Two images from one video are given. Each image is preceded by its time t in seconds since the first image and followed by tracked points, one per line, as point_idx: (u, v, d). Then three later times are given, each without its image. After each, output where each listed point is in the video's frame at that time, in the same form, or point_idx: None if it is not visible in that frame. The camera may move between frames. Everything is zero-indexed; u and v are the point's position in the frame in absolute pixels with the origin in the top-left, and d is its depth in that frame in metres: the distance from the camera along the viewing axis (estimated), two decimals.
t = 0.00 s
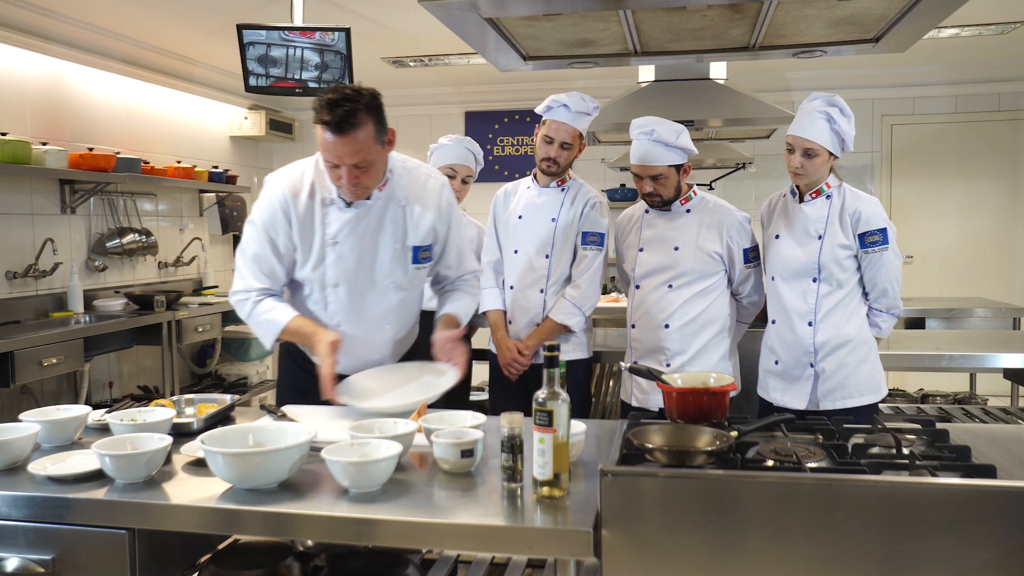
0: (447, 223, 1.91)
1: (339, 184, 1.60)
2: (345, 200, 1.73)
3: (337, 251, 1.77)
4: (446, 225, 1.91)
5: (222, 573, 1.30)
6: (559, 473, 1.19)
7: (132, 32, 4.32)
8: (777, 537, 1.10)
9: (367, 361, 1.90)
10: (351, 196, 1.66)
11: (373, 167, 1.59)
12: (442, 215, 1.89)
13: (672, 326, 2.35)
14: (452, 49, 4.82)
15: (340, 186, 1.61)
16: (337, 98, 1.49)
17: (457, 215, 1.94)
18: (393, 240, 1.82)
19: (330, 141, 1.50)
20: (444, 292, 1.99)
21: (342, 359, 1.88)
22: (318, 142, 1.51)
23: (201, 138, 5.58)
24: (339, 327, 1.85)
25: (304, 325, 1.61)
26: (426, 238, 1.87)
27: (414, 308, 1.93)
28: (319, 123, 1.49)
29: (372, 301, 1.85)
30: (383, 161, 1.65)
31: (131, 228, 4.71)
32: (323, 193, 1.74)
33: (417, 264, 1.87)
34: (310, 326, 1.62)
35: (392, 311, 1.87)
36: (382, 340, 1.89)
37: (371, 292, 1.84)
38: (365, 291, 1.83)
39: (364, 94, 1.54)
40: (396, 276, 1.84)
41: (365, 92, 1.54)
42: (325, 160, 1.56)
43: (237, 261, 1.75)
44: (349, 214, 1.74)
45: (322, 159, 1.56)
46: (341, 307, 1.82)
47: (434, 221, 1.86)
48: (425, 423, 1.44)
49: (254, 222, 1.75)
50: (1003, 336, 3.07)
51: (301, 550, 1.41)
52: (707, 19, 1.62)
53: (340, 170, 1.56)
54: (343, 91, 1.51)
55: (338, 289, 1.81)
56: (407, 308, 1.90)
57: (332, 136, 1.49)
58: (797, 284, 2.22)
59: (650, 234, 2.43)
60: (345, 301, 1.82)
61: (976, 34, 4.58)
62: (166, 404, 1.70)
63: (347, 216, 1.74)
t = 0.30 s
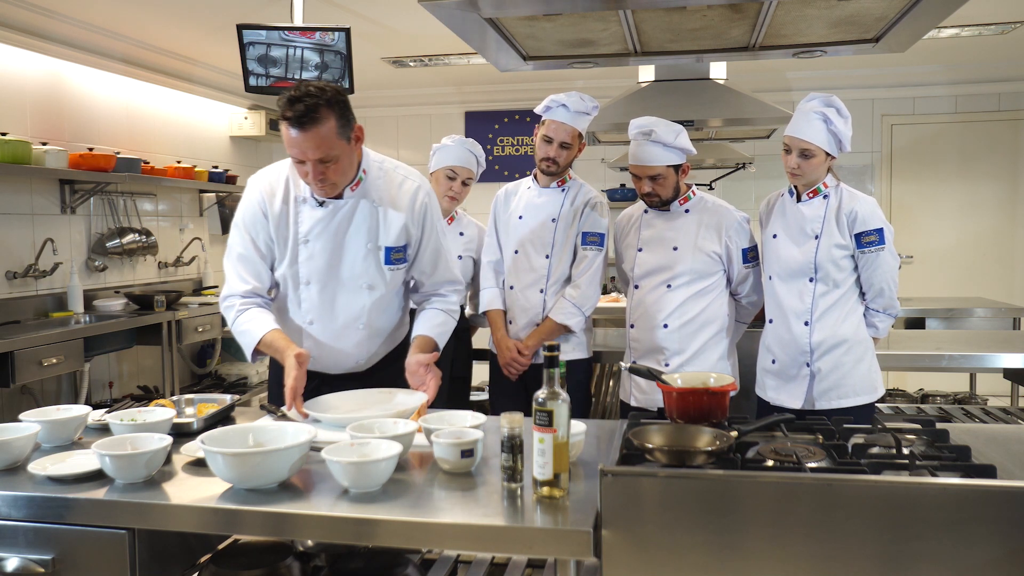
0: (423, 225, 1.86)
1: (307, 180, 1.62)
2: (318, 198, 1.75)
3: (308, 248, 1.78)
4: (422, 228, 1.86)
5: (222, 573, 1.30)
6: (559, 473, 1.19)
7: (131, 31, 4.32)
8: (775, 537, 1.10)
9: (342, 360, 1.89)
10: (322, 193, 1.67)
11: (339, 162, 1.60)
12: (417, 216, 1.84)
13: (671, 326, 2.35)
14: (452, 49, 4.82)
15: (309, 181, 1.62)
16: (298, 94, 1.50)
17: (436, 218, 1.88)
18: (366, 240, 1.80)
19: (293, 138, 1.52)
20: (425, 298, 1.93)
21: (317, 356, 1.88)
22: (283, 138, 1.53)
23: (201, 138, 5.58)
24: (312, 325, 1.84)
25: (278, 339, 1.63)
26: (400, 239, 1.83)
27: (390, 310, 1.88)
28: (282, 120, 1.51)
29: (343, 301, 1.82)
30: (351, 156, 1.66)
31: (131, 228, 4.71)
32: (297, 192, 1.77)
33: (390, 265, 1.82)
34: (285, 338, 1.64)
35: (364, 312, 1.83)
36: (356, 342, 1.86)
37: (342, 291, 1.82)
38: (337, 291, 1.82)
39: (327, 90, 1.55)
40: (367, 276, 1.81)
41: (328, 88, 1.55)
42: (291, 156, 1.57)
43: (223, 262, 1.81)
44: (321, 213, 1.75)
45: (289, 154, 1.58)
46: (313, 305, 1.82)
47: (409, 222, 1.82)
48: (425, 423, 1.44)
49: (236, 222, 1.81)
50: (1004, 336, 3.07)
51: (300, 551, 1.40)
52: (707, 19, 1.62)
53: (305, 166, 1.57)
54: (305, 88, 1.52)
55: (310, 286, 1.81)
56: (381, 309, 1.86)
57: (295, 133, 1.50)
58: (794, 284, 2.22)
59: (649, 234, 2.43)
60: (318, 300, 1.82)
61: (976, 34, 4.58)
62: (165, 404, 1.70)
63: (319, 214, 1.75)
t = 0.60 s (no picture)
0: (424, 221, 1.87)
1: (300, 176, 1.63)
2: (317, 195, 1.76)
3: (308, 245, 1.78)
4: (422, 223, 1.86)
5: (222, 573, 1.30)
6: (559, 473, 1.19)
7: (131, 31, 4.32)
8: (774, 537, 1.11)
9: (346, 360, 1.87)
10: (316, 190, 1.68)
11: (330, 159, 1.60)
12: (417, 212, 1.85)
13: (670, 325, 2.35)
14: (452, 49, 4.82)
15: (301, 178, 1.63)
16: (287, 91, 1.51)
17: (437, 213, 1.88)
18: (365, 236, 1.80)
19: (283, 135, 1.52)
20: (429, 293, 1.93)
21: (320, 356, 1.87)
22: (274, 135, 1.53)
23: (201, 138, 5.58)
24: (315, 323, 1.84)
25: (267, 338, 1.67)
26: (400, 234, 1.83)
27: (393, 307, 1.88)
28: (273, 116, 1.52)
29: (344, 298, 1.82)
30: (344, 154, 1.66)
31: (131, 228, 4.71)
32: (297, 190, 1.79)
33: (391, 261, 1.82)
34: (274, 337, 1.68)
35: (366, 309, 1.83)
36: (359, 340, 1.85)
37: (343, 288, 1.82)
38: (338, 288, 1.81)
39: (318, 87, 1.55)
40: (368, 272, 1.81)
41: (319, 85, 1.56)
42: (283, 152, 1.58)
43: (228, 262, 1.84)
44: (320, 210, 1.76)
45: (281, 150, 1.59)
46: (315, 303, 1.82)
47: (408, 216, 1.82)
48: (425, 423, 1.44)
49: (240, 223, 1.84)
50: (1004, 336, 3.07)
51: (301, 550, 1.40)
52: (707, 19, 1.62)
53: (296, 162, 1.57)
54: (295, 85, 1.52)
55: (311, 283, 1.81)
56: (383, 306, 1.85)
57: (285, 130, 1.51)
58: (792, 284, 2.22)
59: (648, 234, 2.43)
60: (320, 297, 1.82)
61: (976, 34, 4.58)
62: (165, 404, 1.70)
63: (317, 211, 1.76)
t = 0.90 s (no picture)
0: (432, 216, 1.85)
1: (306, 172, 1.63)
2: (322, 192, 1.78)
3: (311, 243, 1.81)
4: (430, 219, 1.84)
5: (223, 573, 1.30)
6: (559, 473, 1.19)
7: (131, 31, 4.32)
8: (774, 537, 1.11)
9: (352, 359, 1.85)
10: (321, 185, 1.68)
11: (336, 151, 1.60)
12: (423, 208, 1.83)
13: (670, 325, 2.35)
14: (452, 49, 4.82)
15: (307, 174, 1.63)
16: (291, 86, 1.51)
17: (447, 209, 1.86)
18: (369, 232, 1.80)
19: (289, 129, 1.52)
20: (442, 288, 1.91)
21: (327, 354, 1.85)
22: (279, 130, 1.53)
23: (201, 138, 5.58)
24: (320, 321, 1.84)
25: (274, 344, 1.71)
26: (405, 231, 1.82)
27: (400, 305, 1.86)
28: (277, 111, 1.52)
29: (348, 295, 1.82)
30: (348, 147, 1.67)
31: (131, 228, 4.71)
32: (302, 189, 1.82)
33: (395, 258, 1.82)
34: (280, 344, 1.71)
35: (370, 306, 1.81)
36: (363, 338, 1.83)
37: (347, 285, 1.81)
38: (341, 286, 1.82)
39: (319, 81, 1.55)
40: (372, 269, 1.81)
41: (321, 79, 1.56)
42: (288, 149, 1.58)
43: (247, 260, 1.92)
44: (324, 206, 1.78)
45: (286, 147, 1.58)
46: (320, 301, 1.83)
47: (413, 212, 1.81)
48: (425, 423, 1.44)
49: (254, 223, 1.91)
50: (1003, 336, 3.07)
51: (301, 550, 1.40)
52: (707, 19, 1.62)
53: (303, 157, 1.57)
54: (296, 80, 1.52)
55: (315, 280, 1.82)
56: (390, 303, 1.84)
57: (290, 125, 1.51)
58: (791, 284, 2.23)
59: (648, 234, 2.43)
60: (324, 294, 1.82)
61: (976, 34, 4.58)
62: (165, 404, 1.70)
63: (322, 207, 1.78)
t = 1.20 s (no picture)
0: (423, 215, 1.84)
1: (305, 165, 1.62)
2: (317, 188, 1.81)
3: (305, 238, 1.83)
4: (421, 218, 1.83)
5: (222, 573, 1.30)
6: (559, 473, 1.19)
7: (131, 31, 4.32)
8: (775, 538, 1.10)
9: (341, 356, 1.84)
10: (320, 179, 1.67)
11: (336, 141, 1.61)
12: (414, 206, 1.82)
13: (671, 324, 2.35)
14: (453, 49, 4.82)
15: (307, 167, 1.63)
16: (291, 76, 1.51)
17: (439, 208, 1.85)
18: (360, 228, 1.80)
19: (290, 118, 1.52)
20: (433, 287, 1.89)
21: (319, 349, 1.86)
22: (280, 121, 1.53)
23: (201, 138, 5.58)
24: (312, 316, 1.85)
25: (270, 342, 1.75)
26: (396, 228, 1.81)
27: (391, 303, 1.85)
28: (277, 102, 1.52)
29: (339, 291, 1.82)
30: (347, 139, 1.67)
31: (131, 228, 4.71)
32: (299, 185, 1.84)
33: (385, 255, 1.81)
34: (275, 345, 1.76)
35: (359, 303, 1.81)
36: (353, 335, 1.83)
37: (338, 281, 1.82)
38: (332, 281, 1.82)
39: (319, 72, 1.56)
40: (362, 265, 1.81)
41: (319, 71, 1.57)
42: (288, 140, 1.57)
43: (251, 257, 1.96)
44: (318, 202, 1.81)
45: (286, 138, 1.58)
46: (312, 296, 1.84)
47: (403, 209, 1.81)
48: (425, 423, 1.44)
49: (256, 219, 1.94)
50: (1004, 336, 3.07)
51: (301, 550, 1.40)
52: (707, 19, 1.62)
53: (304, 147, 1.57)
54: (297, 70, 1.53)
55: (308, 275, 1.84)
56: (380, 300, 1.83)
57: (292, 113, 1.51)
58: (793, 284, 2.22)
59: (649, 234, 2.43)
60: (317, 289, 1.83)
61: (976, 34, 4.58)
62: (165, 404, 1.70)
63: (316, 203, 1.81)
